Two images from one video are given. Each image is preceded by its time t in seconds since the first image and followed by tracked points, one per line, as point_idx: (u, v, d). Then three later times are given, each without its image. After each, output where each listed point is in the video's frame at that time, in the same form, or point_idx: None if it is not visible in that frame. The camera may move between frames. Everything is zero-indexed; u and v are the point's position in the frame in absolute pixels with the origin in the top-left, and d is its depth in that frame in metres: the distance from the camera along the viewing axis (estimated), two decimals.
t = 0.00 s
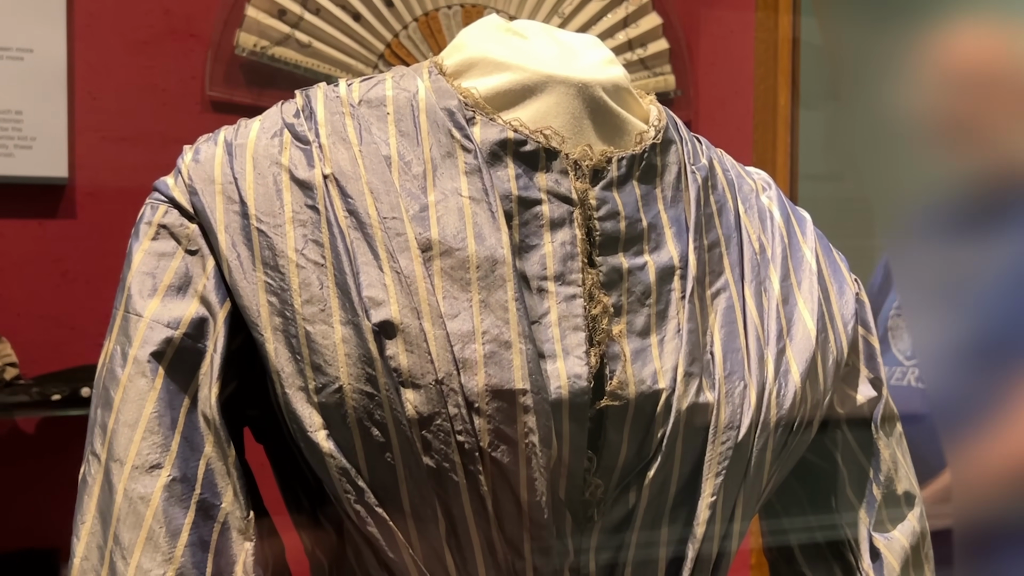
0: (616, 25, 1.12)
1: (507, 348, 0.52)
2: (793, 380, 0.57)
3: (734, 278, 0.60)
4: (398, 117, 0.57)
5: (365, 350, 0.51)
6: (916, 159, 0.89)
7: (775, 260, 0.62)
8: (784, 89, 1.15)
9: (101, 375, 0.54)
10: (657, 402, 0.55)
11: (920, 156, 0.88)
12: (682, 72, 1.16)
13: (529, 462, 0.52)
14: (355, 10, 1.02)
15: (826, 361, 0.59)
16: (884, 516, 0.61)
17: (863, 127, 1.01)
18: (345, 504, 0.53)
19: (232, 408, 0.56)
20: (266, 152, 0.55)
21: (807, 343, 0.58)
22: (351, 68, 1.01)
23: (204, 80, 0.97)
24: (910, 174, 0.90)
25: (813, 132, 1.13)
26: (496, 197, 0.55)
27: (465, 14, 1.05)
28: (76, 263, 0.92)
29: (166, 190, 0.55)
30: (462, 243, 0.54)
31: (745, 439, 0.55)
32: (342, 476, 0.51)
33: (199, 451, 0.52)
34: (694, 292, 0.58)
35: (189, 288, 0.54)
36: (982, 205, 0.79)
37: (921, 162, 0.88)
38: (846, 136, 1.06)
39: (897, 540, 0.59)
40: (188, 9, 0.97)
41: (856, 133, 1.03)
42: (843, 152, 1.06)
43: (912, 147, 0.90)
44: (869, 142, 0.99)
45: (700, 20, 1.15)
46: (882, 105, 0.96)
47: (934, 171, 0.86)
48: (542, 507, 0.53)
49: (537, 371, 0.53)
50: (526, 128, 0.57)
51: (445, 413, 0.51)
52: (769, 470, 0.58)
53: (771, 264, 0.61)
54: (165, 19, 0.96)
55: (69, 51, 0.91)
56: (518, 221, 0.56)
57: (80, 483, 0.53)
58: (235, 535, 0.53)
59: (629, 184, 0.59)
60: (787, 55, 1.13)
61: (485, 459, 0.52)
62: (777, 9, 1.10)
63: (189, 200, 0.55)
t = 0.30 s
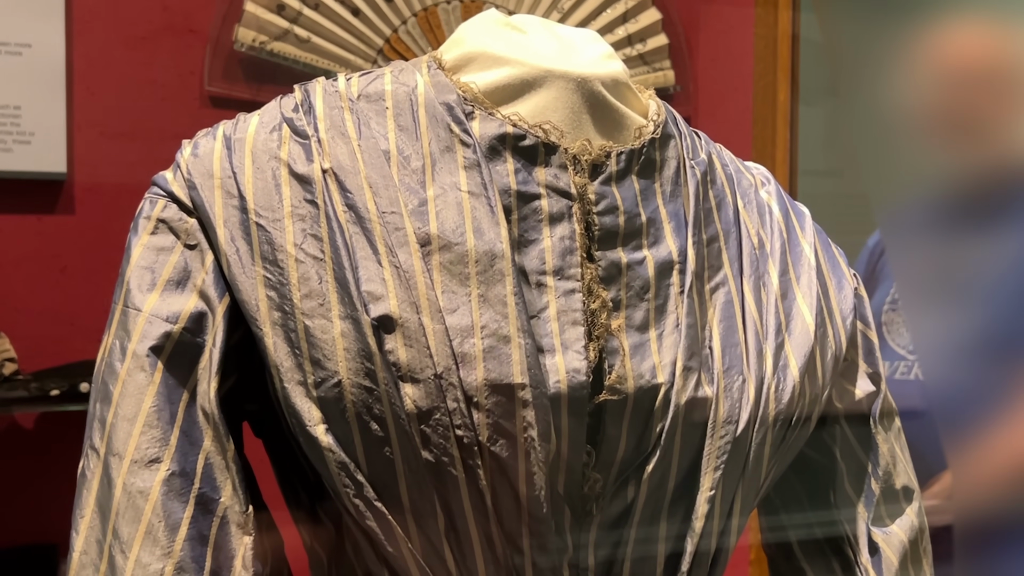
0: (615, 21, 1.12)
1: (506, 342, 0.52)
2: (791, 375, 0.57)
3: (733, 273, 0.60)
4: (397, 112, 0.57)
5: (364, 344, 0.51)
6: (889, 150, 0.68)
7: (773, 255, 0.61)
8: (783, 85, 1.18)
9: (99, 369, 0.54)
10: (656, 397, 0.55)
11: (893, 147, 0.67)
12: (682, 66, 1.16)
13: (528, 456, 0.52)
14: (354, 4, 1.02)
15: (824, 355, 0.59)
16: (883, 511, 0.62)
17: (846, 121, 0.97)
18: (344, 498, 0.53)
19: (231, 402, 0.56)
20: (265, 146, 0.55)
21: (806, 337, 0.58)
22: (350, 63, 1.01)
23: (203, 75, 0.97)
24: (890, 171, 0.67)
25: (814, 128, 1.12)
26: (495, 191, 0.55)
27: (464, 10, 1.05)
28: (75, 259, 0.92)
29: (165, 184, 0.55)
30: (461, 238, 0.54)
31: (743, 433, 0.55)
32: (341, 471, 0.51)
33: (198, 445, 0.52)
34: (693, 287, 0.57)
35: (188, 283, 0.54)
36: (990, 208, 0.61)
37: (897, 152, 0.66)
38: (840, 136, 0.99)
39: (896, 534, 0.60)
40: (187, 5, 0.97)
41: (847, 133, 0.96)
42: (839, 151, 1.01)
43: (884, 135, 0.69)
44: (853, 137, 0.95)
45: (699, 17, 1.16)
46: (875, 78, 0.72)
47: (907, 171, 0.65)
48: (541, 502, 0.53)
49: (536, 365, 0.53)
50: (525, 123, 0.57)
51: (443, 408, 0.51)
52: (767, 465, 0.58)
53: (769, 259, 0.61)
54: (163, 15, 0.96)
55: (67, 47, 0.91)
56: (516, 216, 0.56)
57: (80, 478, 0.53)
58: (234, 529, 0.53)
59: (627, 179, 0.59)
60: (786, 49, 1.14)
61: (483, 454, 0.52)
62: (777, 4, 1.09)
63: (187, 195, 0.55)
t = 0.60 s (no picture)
0: (614, 13, 1.11)
1: (505, 334, 0.52)
2: (790, 367, 0.57)
3: (732, 265, 0.59)
4: (396, 103, 0.57)
5: (363, 336, 0.51)
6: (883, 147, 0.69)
7: (773, 248, 0.61)
8: (782, 78, 1.16)
9: (98, 361, 0.54)
10: (655, 388, 0.55)
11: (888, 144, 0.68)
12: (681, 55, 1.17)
13: (526, 447, 0.52)
14: None
15: (823, 347, 0.58)
16: (882, 503, 0.61)
17: (843, 109, 0.98)
18: (343, 490, 0.53)
19: (230, 394, 0.56)
20: (264, 138, 0.55)
21: (805, 330, 0.57)
22: (349, 56, 1.01)
23: (201, 67, 0.97)
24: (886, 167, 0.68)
25: (814, 120, 1.11)
26: (494, 183, 0.55)
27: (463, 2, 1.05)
28: (73, 251, 0.92)
29: (164, 176, 0.55)
30: (460, 230, 0.54)
31: (743, 425, 0.55)
32: (341, 462, 0.51)
33: (197, 437, 0.53)
34: (692, 279, 0.57)
35: (187, 274, 0.54)
36: (993, 197, 0.62)
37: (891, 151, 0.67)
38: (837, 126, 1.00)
39: (894, 526, 0.59)
40: None
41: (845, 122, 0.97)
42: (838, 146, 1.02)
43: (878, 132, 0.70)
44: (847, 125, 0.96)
45: (697, 9, 1.18)
46: (870, 73, 0.72)
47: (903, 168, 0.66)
48: (541, 493, 0.53)
49: (535, 357, 0.53)
50: (524, 115, 0.57)
51: (443, 399, 0.51)
52: (766, 456, 0.58)
53: (769, 251, 0.61)
54: (162, 7, 0.95)
55: (65, 39, 0.91)
56: (516, 207, 0.56)
57: (79, 469, 0.53)
58: (233, 521, 0.53)
59: (626, 170, 0.59)
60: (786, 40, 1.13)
61: (483, 445, 0.52)
62: None
63: (186, 186, 0.55)
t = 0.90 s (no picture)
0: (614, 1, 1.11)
1: (503, 322, 0.52)
2: (789, 355, 0.56)
3: (732, 253, 0.59)
4: (395, 91, 0.57)
5: (362, 323, 0.51)
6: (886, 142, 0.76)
7: (773, 236, 0.61)
8: (783, 67, 1.16)
9: (96, 348, 0.54)
10: (654, 376, 0.54)
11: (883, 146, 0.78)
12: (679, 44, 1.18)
13: (526, 435, 0.52)
14: None
15: (822, 336, 0.58)
16: (880, 492, 0.60)
17: (841, 100, 0.98)
18: (341, 478, 0.53)
19: (228, 381, 0.56)
20: (263, 126, 0.55)
21: (804, 318, 0.57)
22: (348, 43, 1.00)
23: (200, 55, 0.97)
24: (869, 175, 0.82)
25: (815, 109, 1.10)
26: (493, 170, 0.55)
27: None
28: (72, 239, 0.92)
29: (162, 163, 0.55)
30: (459, 217, 0.54)
31: (742, 413, 0.55)
32: (340, 450, 0.51)
33: (197, 425, 0.53)
34: (691, 268, 0.57)
35: (185, 262, 0.53)
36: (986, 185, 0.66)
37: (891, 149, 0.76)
38: (837, 116, 1.00)
39: (893, 515, 0.59)
40: None
41: (844, 114, 0.98)
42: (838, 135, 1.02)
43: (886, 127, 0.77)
44: (847, 114, 0.96)
45: None
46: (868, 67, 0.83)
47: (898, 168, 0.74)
48: (539, 481, 0.53)
49: (534, 345, 0.53)
50: (524, 102, 0.57)
51: (442, 387, 0.51)
52: (766, 444, 0.58)
53: (769, 239, 0.60)
54: None
55: (63, 27, 0.91)
56: (515, 195, 0.56)
57: (77, 457, 0.53)
58: (232, 508, 0.53)
59: (626, 158, 0.59)
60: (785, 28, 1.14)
61: (482, 434, 0.52)
62: None
63: (185, 173, 0.54)
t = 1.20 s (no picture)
0: None
1: (503, 306, 0.52)
2: (788, 340, 0.56)
3: (732, 237, 0.59)
4: (394, 73, 0.57)
5: (361, 306, 0.51)
6: (891, 136, 0.86)
7: (773, 219, 0.60)
8: (783, 52, 1.15)
9: (94, 332, 0.54)
10: (653, 360, 0.54)
11: (887, 137, 0.87)
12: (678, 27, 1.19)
13: (525, 419, 0.52)
14: None
15: (822, 320, 0.58)
16: (879, 475, 0.59)
17: (855, 85, 0.96)
18: (340, 461, 0.53)
19: (227, 364, 0.56)
20: (260, 108, 0.55)
21: (804, 302, 0.57)
22: (346, 27, 0.98)
23: (198, 38, 0.96)
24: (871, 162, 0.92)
25: (815, 92, 1.10)
26: (492, 153, 0.55)
27: None
28: (69, 222, 0.91)
29: (160, 146, 0.55)
30: (458, 200, 0.53)
31: (740, 398, 0.55)
32: (338, 433, 0.51)
33: (195, 408, 0.53)
34: (691, 251, 0.57)
35: (183, 245, 0.53)
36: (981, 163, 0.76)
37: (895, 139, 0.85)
38: (842, 100, 1.01)
39: (892, 498, 0.58)
40: None
41: (856, 101, 0.96)
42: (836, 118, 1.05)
43: (890, 118, 0.86)
44: (864, 102, 0.94)
45: None
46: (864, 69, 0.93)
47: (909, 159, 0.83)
48: (538, 465, 0.53)
49: (533, 329, 0.52)
50: (523, 85, 0.57)
51: (441, 370, 0.51)
52: (765, 428, 0.58)
53: (769, 223, 0.60)
54: None
55: (61, 10, 0.90)
56: (514, 178, 0.55)
57: (75, 440, 0.53)
58: (231, 492, 0.53)
59: (626, 141, 0.59)
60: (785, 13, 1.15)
61: (480, 417, 0.52)
62: None
63: (182, 156, 0.54)
